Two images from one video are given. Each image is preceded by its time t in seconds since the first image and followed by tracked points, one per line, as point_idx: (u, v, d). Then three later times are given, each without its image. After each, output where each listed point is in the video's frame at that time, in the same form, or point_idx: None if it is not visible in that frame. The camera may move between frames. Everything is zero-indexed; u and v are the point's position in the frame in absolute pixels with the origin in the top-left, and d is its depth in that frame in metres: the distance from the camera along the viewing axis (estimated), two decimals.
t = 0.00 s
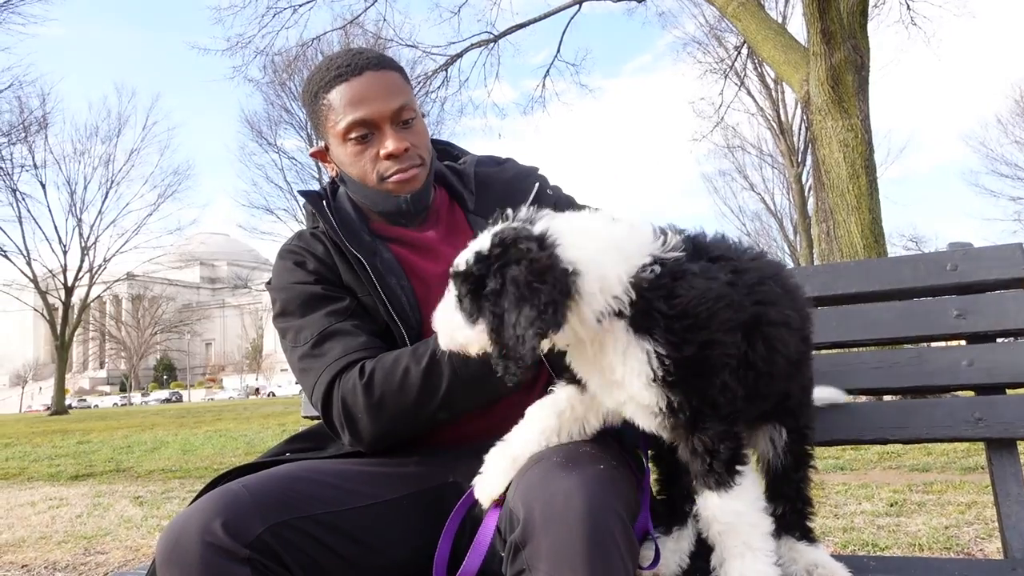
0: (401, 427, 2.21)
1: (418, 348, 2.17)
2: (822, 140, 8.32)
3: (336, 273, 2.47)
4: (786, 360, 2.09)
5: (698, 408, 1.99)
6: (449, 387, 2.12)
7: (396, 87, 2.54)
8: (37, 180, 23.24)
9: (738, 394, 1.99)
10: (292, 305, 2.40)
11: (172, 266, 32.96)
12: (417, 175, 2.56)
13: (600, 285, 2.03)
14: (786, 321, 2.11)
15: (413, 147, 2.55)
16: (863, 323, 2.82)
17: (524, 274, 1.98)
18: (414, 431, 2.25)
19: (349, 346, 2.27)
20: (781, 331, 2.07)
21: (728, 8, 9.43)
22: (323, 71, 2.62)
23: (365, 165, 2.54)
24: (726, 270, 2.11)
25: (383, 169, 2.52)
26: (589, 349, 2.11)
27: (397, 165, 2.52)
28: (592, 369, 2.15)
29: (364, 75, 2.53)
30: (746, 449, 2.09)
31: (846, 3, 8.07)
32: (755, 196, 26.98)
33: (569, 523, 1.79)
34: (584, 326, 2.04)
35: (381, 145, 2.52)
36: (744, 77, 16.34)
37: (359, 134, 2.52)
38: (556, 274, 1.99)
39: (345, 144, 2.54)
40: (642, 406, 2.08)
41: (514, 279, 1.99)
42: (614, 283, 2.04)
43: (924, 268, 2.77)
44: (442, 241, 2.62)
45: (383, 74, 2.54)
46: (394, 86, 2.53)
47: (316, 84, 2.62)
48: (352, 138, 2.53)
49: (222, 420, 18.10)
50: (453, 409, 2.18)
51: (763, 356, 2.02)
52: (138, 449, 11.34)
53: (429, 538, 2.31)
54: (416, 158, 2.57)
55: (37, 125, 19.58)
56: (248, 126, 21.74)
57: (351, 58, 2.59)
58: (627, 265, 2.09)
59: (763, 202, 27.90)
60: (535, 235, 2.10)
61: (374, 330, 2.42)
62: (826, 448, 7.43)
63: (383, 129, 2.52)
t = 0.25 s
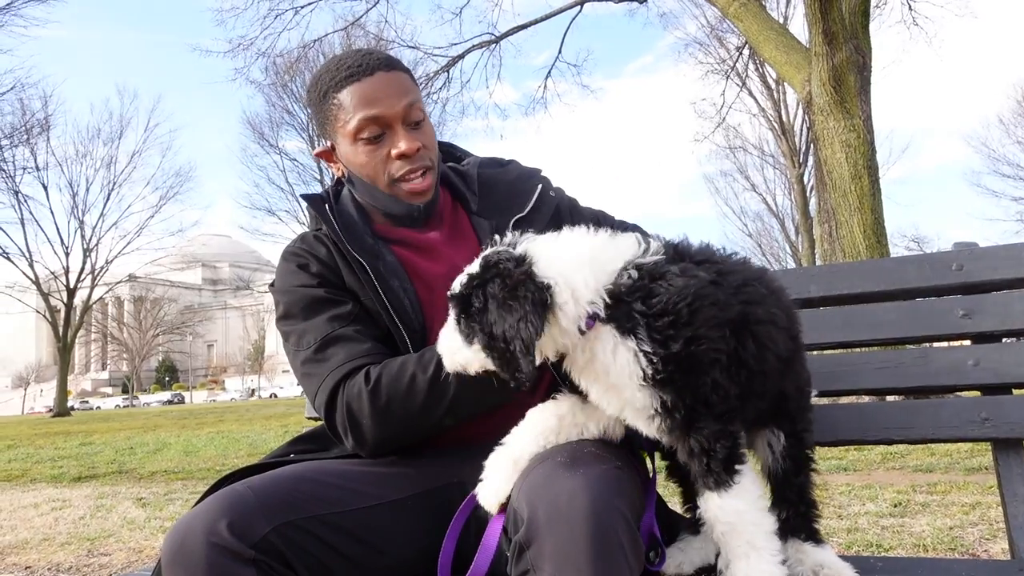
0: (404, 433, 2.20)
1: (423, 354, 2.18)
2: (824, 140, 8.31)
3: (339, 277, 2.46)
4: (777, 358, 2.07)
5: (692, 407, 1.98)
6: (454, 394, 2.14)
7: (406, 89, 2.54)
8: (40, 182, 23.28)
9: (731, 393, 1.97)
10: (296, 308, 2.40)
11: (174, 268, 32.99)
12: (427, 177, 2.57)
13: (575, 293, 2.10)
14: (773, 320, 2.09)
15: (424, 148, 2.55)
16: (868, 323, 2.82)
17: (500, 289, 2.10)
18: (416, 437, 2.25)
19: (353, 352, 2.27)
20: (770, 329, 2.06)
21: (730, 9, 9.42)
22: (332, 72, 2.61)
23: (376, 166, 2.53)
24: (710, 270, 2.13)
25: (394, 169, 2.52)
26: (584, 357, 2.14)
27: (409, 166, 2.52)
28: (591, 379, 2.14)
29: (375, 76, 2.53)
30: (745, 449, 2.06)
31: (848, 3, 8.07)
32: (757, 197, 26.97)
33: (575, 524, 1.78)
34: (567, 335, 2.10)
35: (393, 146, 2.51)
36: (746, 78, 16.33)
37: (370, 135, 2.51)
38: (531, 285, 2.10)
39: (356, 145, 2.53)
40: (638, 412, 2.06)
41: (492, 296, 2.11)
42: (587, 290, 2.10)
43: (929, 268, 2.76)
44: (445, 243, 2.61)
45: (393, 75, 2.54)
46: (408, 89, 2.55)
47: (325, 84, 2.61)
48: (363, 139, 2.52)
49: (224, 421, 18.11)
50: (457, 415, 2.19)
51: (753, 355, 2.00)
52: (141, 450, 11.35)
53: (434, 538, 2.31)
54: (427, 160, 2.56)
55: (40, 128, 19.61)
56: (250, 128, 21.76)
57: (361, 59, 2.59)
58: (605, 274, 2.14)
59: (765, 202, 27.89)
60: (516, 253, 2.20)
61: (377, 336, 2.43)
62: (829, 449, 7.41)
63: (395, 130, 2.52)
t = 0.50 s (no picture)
0: (405, 433, 2.20)
1: (425, 354, 2.17)
2: (826, 141, 8.31)
3: (344, 275, 2.46)
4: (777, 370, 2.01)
5: (690, 411, 1.95)
6: (454, 395, 2.13)
7: (413, 88, 2.53)
8: (42, 182, 23.33)
9: (732, 399, 1.93)
10: (299, 306, 2.39)
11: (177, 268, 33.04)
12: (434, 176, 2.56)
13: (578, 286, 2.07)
14: (772, 331, 2.04)
15: (431, 149, 2.54)
16: (874, 323, 2.81)
17: (510, 271, 2.10)
18: (416, 436, 2.25)
19: (354, 352, 2.27)
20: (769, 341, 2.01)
21: (733, 9, 9.41)
22: (341, 71, 2.61)
23: (383, 165, 2.53)
24: (713, 285, 2.10)
25: (402, 169, 2.52)
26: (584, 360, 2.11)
27: (415, 165, 2.51)
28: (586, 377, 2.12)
29: (383, 75, 2.52)
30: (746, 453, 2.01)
31: (851, 3, 8.05)
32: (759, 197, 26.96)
33: (581, 525, 1.78)
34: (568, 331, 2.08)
35: (400, 145, 2.51)
36: (748, 78, 16.32)
37: (376, 134, 2.51)
38: (542, 271, 2.08)
39: (363, 144, 2.53)
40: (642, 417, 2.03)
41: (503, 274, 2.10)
42: (596, 296, 2.07)
43: (936, 268, 2.75)
44: (452, 242, 2.61)
45: (401, 74, 2.53)
46: (417, 89, 2.54)
47: (334, 83, 2.61)
48: (370, 138, 2.52)
49: (225, 421, 18.13)
50: (457, 416, 2.18)
51: (751, 365, 1.96)
52: (143, 450, 11.37)
53: (440, 538, 2.30)
54: (434, 159, 2.55)
55: (43, 128, 19.64)
56: (253, 129, 21.79)
57: (370, 58, 2.58)
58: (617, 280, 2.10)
59: (767, 203, 27.88)
60: (533, 236, 2.20)
61: (379, 336, 2.42)
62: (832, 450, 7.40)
63: (402, 130, 2.51)
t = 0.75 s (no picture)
0: (414, 429, 2.20)
1: (435, 351, 2.17)
2: (829, 143, 8.30)
3: (353, 273, 2.47)
4: (772, 371, 1.96)
5: (671, 404, 1.92)
6: (464, 392, 2.13)
7: (399, 86, 2.51)
8: (46, 182, 23.36)
9: (715, 393, 1.90)
10: (309, 303, 2.39)
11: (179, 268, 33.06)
12: (417, 174, 2.52)
13: (584, 260, 2.15)
14: (771, 333, 1.99)
15: (414, 146, 2.52)
16: (880, 326, 2.80)
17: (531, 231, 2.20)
18: (426, 433, 2.25)
19: (365, 348, 2.27)
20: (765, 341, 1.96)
21: (736, 11, 9.40)
22: (337, 73, 2.63)
23: (368, 164, 2.54)
24: (709, 280, 2.08)
25: (384, 167, 2.52)
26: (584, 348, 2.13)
27: (397, 163, 2.50)
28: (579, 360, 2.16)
29: (370, 75, 2.52)
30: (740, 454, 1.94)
31: (855, 5, 8.04)
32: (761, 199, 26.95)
33: (586, 528, 1.78)
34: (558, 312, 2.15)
35: (382, 143, 2.51)
36: (751, 80, 16.31)
37: (362, 134, 2.53)
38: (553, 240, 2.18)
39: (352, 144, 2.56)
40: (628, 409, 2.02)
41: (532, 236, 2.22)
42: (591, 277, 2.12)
43: (942, 271, 2.74)
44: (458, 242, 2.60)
45: (388, 74, 2.53)
46: (404, 87, 2.53)
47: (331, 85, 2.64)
48: (358, 138, 2.54)
49: (227, 421, 18.14)
50: (467, 413, 2.18)
51: (744, 364, 1.92)
52: (145, 449, 11.38)
53: (444, 539, 2.30)
54: (417, 157, 2.53)
55: (46, 128, 19.67)
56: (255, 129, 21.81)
57: (363, 60, 2.58)
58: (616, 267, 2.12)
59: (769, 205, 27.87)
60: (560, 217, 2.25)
61: (388, 334, 2.42)
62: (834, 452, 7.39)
63: (384, 128, 2.52)
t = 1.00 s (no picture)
0: (425, 418, 2.20)
1: (445, 339, 2.18)
2: (832, 144, 8.29)
3: (361, 270, 2.47)
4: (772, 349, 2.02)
5: (677, 337, 2.02)
6: (474, 377, 2.13)
7: (400, 91, 2.51)
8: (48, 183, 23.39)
9: (719, 338, 1.99)
10: (317, 299, 2.39)
11: (181, 269, 33.09)
12: (421, 177, 2.53)
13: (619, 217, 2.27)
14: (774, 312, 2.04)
15: (418, 150, 2.53)
16: (884, 328, 2.80)
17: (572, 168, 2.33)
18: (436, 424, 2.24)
19: (375, 340, 2.28)
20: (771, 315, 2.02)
21: (738, 12, 9.39)
22: (338, 77, 2.62)
23: (372, 168, 2.55)
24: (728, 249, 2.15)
25: (389, 172, 2.53)
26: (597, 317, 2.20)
27: (401, 167, 2.51)
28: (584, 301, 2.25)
29: (371, 80, 2.52)
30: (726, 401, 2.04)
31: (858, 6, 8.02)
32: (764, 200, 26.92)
33: (588, 529, 1.78)
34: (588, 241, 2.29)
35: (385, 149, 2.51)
36: (754, 81, 16.28)
37: (366, 139, 2.53)
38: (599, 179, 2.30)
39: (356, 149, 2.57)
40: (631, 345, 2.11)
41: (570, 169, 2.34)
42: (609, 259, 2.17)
43: (946, 273, 2.74)
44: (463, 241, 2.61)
45: (389, 77, 2.52)
46: (405, 90, 2.52)
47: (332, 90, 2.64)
48: (361, 143, 2.54)
49: (229, 422, 18.15)
50: (478, 399, 2.18)
51: (748, 323, 2.00)
52: (148, 451, 11.40)
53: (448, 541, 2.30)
54: (421, 159, 2.54)
55: (48, 130, 19.67)
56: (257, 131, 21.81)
57: (362, 64, 2.58)
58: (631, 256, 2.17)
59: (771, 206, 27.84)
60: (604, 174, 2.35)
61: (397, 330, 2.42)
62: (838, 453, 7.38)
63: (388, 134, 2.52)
